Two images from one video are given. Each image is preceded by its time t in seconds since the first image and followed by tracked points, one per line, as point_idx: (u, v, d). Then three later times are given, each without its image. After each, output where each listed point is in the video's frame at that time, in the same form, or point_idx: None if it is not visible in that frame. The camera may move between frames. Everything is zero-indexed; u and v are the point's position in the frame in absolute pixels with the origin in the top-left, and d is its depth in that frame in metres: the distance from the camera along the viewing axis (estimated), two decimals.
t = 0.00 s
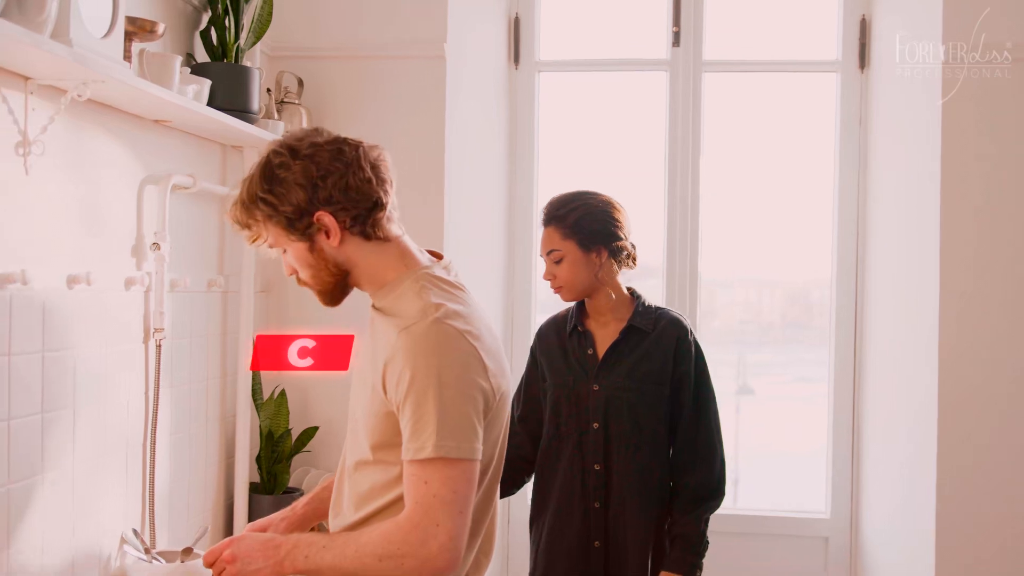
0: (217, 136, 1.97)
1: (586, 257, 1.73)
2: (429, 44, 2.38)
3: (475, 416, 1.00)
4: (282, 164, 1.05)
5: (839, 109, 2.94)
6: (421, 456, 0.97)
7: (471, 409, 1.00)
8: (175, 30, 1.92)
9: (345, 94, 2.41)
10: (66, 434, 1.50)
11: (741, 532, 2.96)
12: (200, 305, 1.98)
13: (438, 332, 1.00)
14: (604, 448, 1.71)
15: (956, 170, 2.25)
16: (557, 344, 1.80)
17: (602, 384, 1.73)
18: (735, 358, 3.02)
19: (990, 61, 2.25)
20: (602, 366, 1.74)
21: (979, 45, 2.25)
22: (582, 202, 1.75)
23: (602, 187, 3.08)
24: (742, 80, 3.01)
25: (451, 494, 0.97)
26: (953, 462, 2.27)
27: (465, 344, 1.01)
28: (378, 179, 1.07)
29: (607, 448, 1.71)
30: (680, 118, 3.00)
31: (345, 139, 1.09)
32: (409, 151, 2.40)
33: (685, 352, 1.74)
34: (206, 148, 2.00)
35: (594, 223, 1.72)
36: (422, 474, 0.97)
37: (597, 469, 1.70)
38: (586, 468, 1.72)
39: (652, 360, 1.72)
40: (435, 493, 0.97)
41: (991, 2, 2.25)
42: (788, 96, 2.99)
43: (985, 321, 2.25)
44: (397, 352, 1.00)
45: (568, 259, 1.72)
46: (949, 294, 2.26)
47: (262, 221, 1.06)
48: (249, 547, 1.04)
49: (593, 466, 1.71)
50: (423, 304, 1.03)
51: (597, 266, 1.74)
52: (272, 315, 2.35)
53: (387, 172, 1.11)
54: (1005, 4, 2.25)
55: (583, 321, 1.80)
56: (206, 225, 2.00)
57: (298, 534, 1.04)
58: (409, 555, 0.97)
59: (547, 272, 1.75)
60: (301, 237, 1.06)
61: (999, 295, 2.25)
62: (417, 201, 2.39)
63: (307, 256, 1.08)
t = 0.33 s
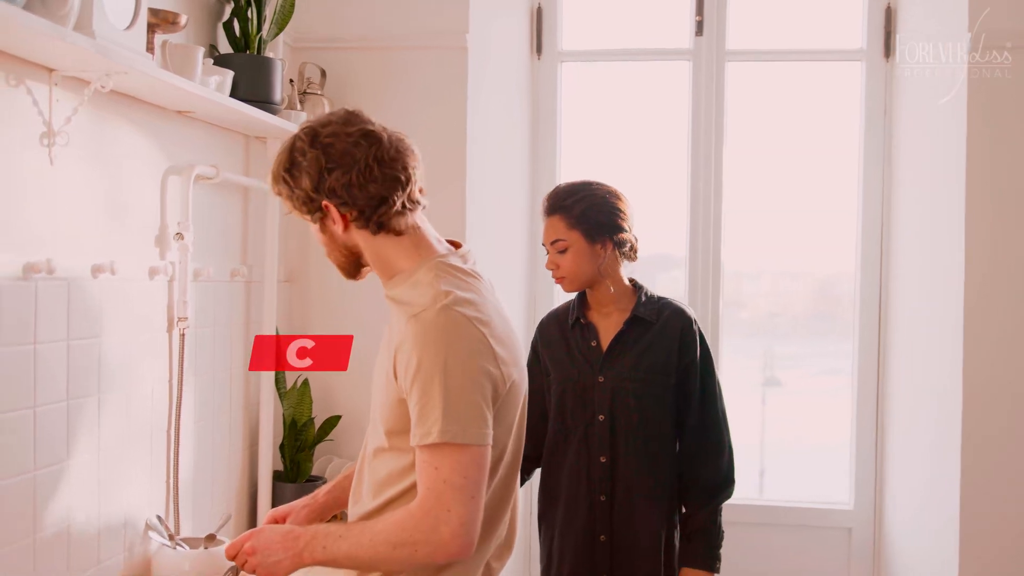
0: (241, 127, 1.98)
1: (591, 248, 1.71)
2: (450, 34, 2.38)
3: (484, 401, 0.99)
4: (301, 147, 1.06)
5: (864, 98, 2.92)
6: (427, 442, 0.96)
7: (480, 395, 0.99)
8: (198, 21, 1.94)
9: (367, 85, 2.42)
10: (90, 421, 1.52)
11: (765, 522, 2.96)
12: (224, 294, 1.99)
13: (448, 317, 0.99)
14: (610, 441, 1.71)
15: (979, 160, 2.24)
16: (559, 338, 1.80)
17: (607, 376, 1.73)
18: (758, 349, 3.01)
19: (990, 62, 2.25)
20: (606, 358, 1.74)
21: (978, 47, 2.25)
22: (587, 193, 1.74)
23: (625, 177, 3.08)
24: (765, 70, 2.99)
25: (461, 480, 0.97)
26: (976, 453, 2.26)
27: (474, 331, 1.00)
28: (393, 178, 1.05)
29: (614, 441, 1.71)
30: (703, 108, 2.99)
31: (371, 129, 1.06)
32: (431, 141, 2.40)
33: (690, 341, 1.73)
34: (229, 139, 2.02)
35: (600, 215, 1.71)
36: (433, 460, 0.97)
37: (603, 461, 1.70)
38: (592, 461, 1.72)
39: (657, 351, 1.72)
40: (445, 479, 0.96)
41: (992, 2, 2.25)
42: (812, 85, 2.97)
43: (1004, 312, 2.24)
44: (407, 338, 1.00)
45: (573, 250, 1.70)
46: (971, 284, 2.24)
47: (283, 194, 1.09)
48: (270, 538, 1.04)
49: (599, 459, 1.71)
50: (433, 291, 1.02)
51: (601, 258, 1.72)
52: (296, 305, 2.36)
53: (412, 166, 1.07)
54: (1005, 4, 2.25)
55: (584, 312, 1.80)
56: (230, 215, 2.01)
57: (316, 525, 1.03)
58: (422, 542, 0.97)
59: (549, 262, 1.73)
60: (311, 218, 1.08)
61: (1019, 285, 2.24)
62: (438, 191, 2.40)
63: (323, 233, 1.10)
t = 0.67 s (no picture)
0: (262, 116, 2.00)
1: (603, 238, 1.71)
2: (469, 22, 2.38)
3: (483, 383, 0.97)
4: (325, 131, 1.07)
5: (886, 83, 2.90)
6: (422, 423, 0.96)
7: (478, 377, 0.97)
8: (218, 12, 1.95)
9: (387, 74, 2.42)
10: (111, 409, 1.53)
11: (786, 510, 2.97)
12: (244, 283, 2.01)
13: (444, 303, 0.98)
14: (621, 431, 1.71)
15: (1000, 149, 2.22)
16: (568, 331, 1.80)
17: (618, 366, 1.73)
18: (779, 337, 3.01)
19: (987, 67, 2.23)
20: (617, 349, 1.74)
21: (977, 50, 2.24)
22: (598, 183, 1.74)
23: (646, 165, 3.07)
24: (786, 57, 2.98)
25: (465, 462, 0.94)
26: (996, 444, 2.24)
27: (474, 314, 0.98)
28: (398, 171, 1.03)
29: (625, 433, 1.71)
30: (724, 95, 2.98)
31: (386, 117, 1.04)
32: (451, 129, 2.41)
33: (700, 329, 1.73)
34: (249, 129, 2.03)
35: (613, 206, 1.71)
36: (437, 444, 0.95)
37: (614, 452, 1.71)
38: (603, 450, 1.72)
39: (667, 340, 1.72)
40: (450, 462, 0.94)
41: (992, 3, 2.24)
42: (834, 72, 2.96)
43: None
44: (406, 325, 0.99)
45: (585, 240, 1.70)
46: (992, 274, 2.23)
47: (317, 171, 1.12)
48: (285, 528, 1.04)
49: (610, 450, 1.71)
50: (433, 276, 1.01)
51: (611, 249, 1.73)
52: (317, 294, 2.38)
53: (424, 158, 1.05)
54: None
55: (592, 304, 1.80)
56: (250, 204, 2.03)
57: (330, 513, 1.03)
58: (429, 526, 0.95)
59: (559, 251, 1.73)
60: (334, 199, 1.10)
61: None
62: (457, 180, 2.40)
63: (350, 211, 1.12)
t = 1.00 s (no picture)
0: (278, 103, 2.01)
1: (618, 225, 1.70)
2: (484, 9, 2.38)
3: (478, 359, 0.98)
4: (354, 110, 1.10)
5: (903, 81, 2.90)
6: (415, 399, 0.97)
7: (473, 354, 0.98)
8: None
9: (403, 61, 2.43)
10: (127, 393, 1.55)
11: (800, 497, 2.97)
12: (260, 269, 2.02)
13: (439, 282, 0.98)
14: (635, 419, 1.72)
15: (1017, 137, 2.21)
16: (579, 319, 1.80)
17: (630, 353, 1.73)
18: (794, 324, 3.00)
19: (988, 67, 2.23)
20: (629, 336, 1.74)
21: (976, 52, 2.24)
22: (615, 170, 1.74)
23: (662, 152, 3.08)
24: (802, 44, 2.97)
25: (461, 436, 0.96)
26: (1010, 432, 2.24)
27: (467, 294, 0.99)
28: (409, 155, 1.05)
29: (639, 421, 1.71)
30: (740, 82, 2.97)
31: (405, 101, 1.06)
32: (465, 116, 2.41)
33: (714, 315, 1.74)
34: (265, 116, 2.04)
35: (629, 193, 1.71)
36: (433, 420, 0.97)
37: (629, 440, 1.71)
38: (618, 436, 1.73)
39: (681, 327, 1.72)
40: (447, 437, 0.96)
41: None
42: (851, 58, 2.94)
43: None
44: (404, 305, 1.00)
45: (601, 226, 1.69)
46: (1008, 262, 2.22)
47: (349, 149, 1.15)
48: (292, 507, 1.05)
49: (625, 438, 1.72)
50: (432, 257, 1.02)
51: (624, 236, 1.72)
52: (333, 280, 2.39)
53: (438, 145, 1.05)
54: None
55: (603, 291, 1.79)
56: (265, 190, 2.04)
57: (337, 493, 1.04)
58: (430, 501, 0.97)
59: (573, 235, 1.72)
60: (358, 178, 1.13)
61: None
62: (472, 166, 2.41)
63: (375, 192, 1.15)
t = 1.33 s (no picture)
0: (285, 90, 2.02)
1: (632, 214, 1.71)
2: None
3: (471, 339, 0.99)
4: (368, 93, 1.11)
5: (910, 78, 2.89)
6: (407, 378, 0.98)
7: (466, 334, 0.99)
8: None
9: (409, 48, 2.43)
10: (133, 379, 1.57)
11: (805, 486, 2.97)
12: (266, 255, 2.03)
13: (435, 264, 1.00)
14: (643, 411, 1.72)
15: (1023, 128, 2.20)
16: (586, 308, 1.80)
17: (638, 344, 1.74)
18: (799, 314, 3.01)
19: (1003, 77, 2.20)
20: (636, 327, 1.75)
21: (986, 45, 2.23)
22: (635, 159, 1.74)
23: (668, 142, 3.08)
24: (809, 33, 2.96)
25: (455, 415, 0.97)
26: (1014, 423, 2.24)
27: (462, 277, 1.00)
28: (415, 140, 1.06)
29: (645, 412, 1.72)
30: (747, 71, 2.97)
31: (416, 86, 1.07)
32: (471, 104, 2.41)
33: (721, 307, 1.75)
34: (272, 103, 2.05)
35: (645, 184, 1.71)
36: (428, 399, 0.99)
37: (637, 432, 1.72)
38: (625, 426, 1.74)
39: (691, 318, 1.73)
40: (440, 416, 0.98)
41: None
42: (859, 47, 2.94)
43: None
44: (401, 287, 1.01)
45: (616, 215, 1.70)
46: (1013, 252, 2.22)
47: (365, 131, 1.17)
48: (290, 487, 1.07)
49: (632, 430, 1.72)
50: (430, 241, 1.03)
51: (636, 226, 1.72)
52: (340, 267, 2.40)
53: (441, 130, 1.06)
54: None
55: (609, 280, 1.80)
56: (272, 176, 2.05)
57: (336, 474, 1.06)
58: (425, 481, 0.98)
59: (585, 223, 1.72)
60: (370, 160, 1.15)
61: None
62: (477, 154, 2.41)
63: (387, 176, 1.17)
